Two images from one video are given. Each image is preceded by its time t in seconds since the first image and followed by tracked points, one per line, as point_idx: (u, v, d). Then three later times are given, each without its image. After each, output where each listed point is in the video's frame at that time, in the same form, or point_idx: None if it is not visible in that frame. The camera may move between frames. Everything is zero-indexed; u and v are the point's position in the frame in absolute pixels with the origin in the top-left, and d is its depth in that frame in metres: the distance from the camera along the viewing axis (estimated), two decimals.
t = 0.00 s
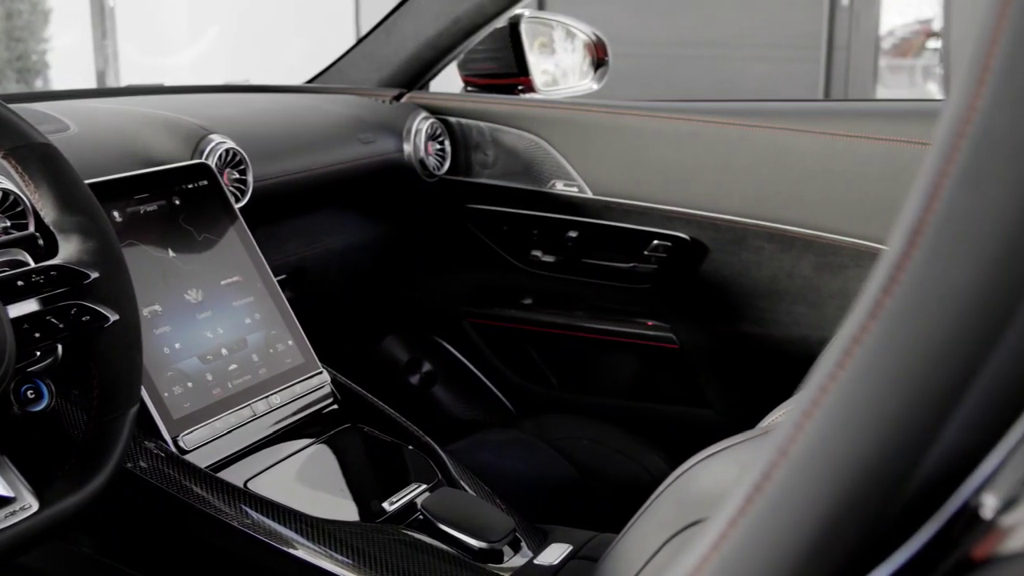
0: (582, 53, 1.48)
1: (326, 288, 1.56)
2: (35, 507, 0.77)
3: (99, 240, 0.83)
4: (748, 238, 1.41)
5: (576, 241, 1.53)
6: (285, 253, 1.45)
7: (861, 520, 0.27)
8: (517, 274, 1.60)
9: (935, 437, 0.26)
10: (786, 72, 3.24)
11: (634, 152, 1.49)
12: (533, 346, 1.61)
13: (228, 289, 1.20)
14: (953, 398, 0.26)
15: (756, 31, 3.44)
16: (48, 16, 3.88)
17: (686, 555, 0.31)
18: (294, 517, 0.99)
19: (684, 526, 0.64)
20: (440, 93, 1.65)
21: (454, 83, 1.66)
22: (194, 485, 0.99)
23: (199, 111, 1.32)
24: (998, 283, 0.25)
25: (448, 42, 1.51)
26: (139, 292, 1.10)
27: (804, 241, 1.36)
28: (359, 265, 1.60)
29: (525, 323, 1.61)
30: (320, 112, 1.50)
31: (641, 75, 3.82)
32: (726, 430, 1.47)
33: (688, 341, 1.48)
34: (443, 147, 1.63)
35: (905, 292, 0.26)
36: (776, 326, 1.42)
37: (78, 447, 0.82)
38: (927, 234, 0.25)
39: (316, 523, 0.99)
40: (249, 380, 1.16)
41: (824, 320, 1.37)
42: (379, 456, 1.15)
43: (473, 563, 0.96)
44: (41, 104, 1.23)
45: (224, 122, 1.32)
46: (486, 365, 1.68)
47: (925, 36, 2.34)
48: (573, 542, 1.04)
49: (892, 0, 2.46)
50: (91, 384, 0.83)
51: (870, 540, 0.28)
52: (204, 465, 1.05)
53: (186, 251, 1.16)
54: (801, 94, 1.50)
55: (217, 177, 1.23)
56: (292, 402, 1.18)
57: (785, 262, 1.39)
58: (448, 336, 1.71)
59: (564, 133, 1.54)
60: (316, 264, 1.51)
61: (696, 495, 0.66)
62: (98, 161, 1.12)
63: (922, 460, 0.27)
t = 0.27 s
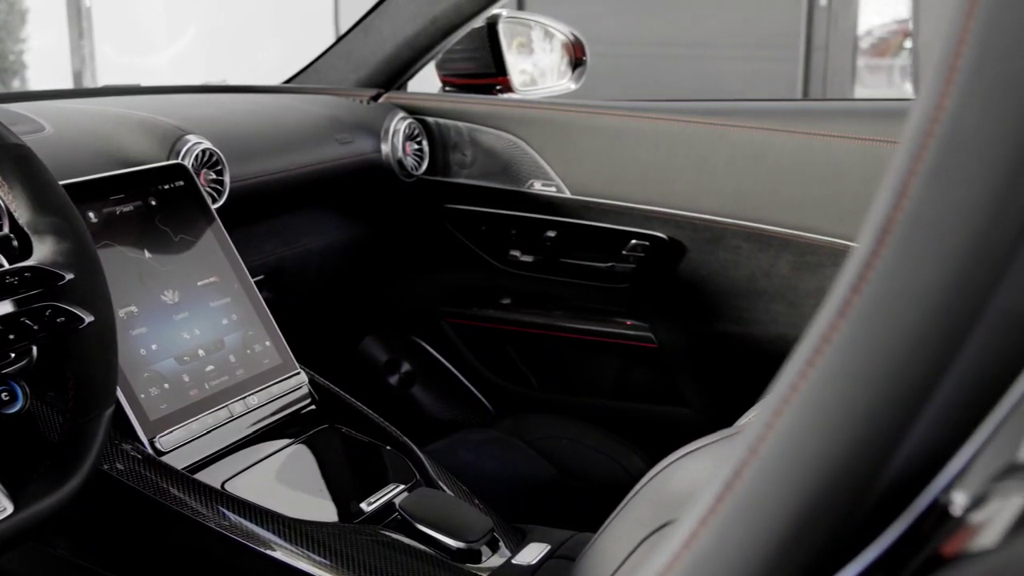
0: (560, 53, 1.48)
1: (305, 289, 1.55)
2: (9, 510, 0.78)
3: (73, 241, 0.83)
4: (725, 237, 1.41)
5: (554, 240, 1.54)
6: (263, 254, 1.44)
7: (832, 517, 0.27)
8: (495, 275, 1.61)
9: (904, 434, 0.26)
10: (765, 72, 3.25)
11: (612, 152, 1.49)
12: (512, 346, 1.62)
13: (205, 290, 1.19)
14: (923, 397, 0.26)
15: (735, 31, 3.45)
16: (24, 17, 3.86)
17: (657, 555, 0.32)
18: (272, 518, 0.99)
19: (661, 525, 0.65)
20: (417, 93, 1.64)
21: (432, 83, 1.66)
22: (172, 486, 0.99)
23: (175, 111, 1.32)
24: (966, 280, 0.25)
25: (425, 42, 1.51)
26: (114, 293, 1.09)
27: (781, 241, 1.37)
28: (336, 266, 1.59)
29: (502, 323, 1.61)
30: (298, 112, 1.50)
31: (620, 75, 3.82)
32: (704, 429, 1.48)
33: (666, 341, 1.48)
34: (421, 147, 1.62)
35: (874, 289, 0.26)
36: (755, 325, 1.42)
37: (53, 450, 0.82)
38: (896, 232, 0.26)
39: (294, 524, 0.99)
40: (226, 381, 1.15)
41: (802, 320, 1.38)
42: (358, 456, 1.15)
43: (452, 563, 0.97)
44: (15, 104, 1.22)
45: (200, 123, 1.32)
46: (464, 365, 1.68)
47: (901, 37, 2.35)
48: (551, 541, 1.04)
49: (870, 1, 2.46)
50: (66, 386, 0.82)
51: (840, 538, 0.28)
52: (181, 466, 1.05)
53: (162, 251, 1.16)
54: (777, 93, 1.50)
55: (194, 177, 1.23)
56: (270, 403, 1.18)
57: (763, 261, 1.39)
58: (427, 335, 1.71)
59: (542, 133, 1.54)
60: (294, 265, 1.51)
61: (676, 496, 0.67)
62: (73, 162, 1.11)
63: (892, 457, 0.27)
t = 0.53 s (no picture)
0: (538, 53, 1.48)
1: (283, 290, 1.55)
2: None
3: (48, 242, 0.82)
4: (704, 237, 1.41)
5: (534, 240, 1.54)
6: (240, 255, 1.44)
7: (802, 515, 0.28)
8: (474, 274, 1.60)
9: (873, 433, 0.26)
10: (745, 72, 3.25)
11: (590, 152, 1.49)
12: (491, 346, 1.62)
13: (182, 291, 1.19)
14: (890, 397, 0.26)
15: (715, 30, 3.45)
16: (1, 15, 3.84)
17: (628, 555, 0.32)
18: (250, 520, 0.99)
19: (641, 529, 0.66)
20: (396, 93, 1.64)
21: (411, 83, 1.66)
22: (149, 488, 0.98)
23: (152, 111, 1.31)
24: (931, 279, 0.25)
25: (404, 42, 1.51)
26: (90, 295, 1.09)
27: (759, 239, 1.37)
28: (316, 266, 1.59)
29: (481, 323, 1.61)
30: (275, 112, 1.49)
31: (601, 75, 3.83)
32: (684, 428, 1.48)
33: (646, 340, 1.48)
34: (399, 147, 1.63)
35: (842, 288, 0.26)
36: (734, 324, 1.42)
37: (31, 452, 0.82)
38: (863, 232, 0.26)
39: (272, 526, 0.99)
40: (203, 382, 1.15)
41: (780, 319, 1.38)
42: (337, 456, 1.15)
43: (431, 563, 0.97)
44: None
45: (177, 123, 1.31)
46: (443, 365, 1.67)
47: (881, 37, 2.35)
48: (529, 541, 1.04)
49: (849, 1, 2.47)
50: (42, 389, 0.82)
51: (811, 537, 0.28)
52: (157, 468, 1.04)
53: (138, 252, 1.15)
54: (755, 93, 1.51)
55: (170, 178, 1.22)
56: (247, 404, 1.17)
57: (741, 260, 1.39)
58: (405, 335, 1.70)
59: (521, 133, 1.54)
60: (272, 266, 1.50)
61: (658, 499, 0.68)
62: (48, 163, 1.11)
63: (862, 455, 0.27)
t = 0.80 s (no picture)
0: (520, 53, 1.48)
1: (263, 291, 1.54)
2: None
3: (27, 244, 0.81)
4: (685, 236, 1.42)
5: (515, 240, 1.54)
6: (221, 255, 1.43)
7: (777, 513, 0.28)
8: (456, 274, 1.60)
9: (848, 429, 0.27)
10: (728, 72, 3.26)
11: (572, 152, 1.49)
12: (473, 346, 1.61)
13: (163, 292, 1.18)
14: (867, 390, 0.26)
15: (697, 31, 3.46)
16: None
17: (602, 556, 0.32)
18: (231, 521, 0.99)
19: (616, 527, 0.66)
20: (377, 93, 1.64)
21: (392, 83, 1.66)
22: (129, 490, 0.98)
23: (132, 112, 1.31)
24: (910, 274, 0.25)
25: (385, 42, 1.51)
26: (69, 296, 1.08)
27: (741, 239, 1.37)
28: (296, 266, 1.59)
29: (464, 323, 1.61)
30: (256, 111, 1.49)
31: (584, 75, 3.83)
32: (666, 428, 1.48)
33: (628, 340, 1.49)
34: (381, 147, 1.62)
35: (818, 285, 0.26)
36: (715, 323, 1.43)
37: (9, 452, 0.82)
38: (839, 230, 0.26)
39: (254, 527, 0.99)
40: (184, 384, 1.15)
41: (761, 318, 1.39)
42: (318, 456, 1.15)
43: (411, 563, 0.97)
44: None
45: (157, 123, 1.31)
46: (426, 366, 1.66)
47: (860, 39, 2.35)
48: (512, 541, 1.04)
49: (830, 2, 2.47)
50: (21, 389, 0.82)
51: (785, 534, 0.28)
52: (138, 470, 1.04)
53: (117, 253, 1.15)
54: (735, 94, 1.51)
55: (151, 179, 1.22)
56: (227, 405, 1.17)
57: (723, 260, 1.40)
58: (387, 335, 1.70)
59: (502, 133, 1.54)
60: (254, 266, 1.50)
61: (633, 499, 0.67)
62: (28, 164, 1.10)
63: (836, 451, 0.27)
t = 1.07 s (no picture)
0: (499, 53, 1.48)
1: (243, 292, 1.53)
2: None
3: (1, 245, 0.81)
4: (664, 236, 1.42)
5: (494, 240, 1.54)
6: (200, 256, 1.42)
7: (749, 511, 0.28)
8: (436, 275, 1.60)
9: (818, 428, 0.27)
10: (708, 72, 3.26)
11: (551, 151, 1.50)
12: (453, 346, 1.61)
13: (140, 293, 1.18)
14: (841, 378, 0.26)
15: (677, 30, 3.46)
16: None
17: (575, 556, 0.32)
18: (209, 523, 0.98)
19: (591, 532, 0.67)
20: (356, 93, 1.64)
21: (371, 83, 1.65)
22: (106, 492, 0.98)
23: (109, 112, 1.30)
24: (880, 270, 0.26)
25: (363, 41, 1.51)
26: (45, 298, 1.07)
27: (720, 238, 1.38)
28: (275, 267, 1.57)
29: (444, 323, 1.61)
30: (234, 112, 1.48)
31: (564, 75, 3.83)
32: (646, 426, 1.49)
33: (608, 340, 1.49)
34: (360, 147, 1.61)
35: (789, 283, 0.27)
36: (694, 322, 1.44)
37: None
38: (810, 229, 0.27)
39: (232, 529, 0.98)
40: (161, 385, 1.14)
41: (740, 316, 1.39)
42: (298, 457, 1.16)
43: (391, 564, 0.97)
44: None
45: (134, 123, 1.30)
46: (404, 366, 1.68)
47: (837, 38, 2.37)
48: (490, 541, 1.04)
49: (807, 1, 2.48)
50: None
51: (758, 532, 0.28)
52: (115, 472, 1.04)
53: (94, 255, 1.14)
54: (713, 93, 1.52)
55: (128, 180, 1.21)
56: (205, 406, 1.17)
57: (702, 258, 1.40)
58: (366, 336, 1.70)
59: (482, 133, 1.55)
60: (233, 266, 1.49)
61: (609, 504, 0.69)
62: (5, 165, 1.10)
63: (809, 448, 0.27)
